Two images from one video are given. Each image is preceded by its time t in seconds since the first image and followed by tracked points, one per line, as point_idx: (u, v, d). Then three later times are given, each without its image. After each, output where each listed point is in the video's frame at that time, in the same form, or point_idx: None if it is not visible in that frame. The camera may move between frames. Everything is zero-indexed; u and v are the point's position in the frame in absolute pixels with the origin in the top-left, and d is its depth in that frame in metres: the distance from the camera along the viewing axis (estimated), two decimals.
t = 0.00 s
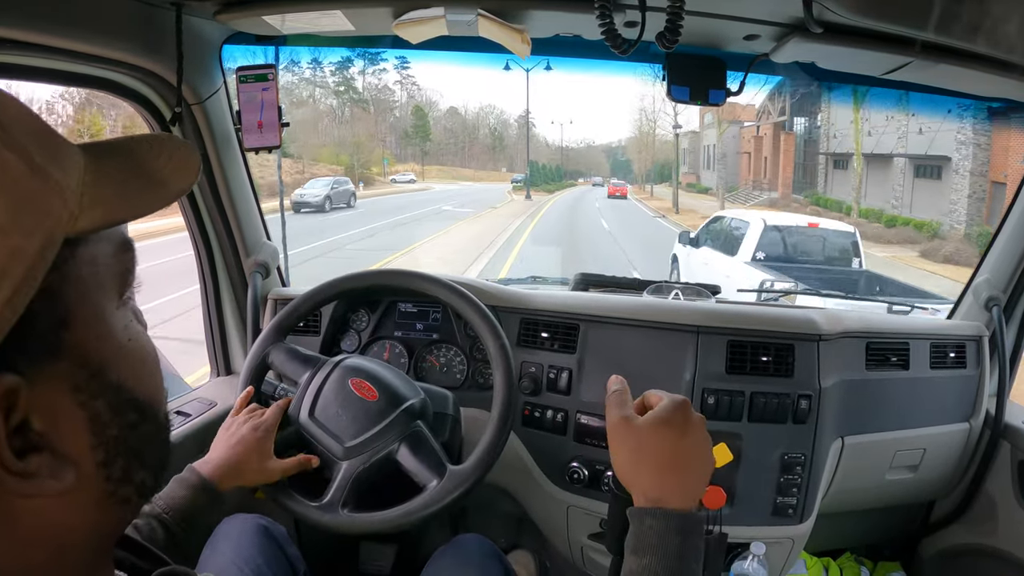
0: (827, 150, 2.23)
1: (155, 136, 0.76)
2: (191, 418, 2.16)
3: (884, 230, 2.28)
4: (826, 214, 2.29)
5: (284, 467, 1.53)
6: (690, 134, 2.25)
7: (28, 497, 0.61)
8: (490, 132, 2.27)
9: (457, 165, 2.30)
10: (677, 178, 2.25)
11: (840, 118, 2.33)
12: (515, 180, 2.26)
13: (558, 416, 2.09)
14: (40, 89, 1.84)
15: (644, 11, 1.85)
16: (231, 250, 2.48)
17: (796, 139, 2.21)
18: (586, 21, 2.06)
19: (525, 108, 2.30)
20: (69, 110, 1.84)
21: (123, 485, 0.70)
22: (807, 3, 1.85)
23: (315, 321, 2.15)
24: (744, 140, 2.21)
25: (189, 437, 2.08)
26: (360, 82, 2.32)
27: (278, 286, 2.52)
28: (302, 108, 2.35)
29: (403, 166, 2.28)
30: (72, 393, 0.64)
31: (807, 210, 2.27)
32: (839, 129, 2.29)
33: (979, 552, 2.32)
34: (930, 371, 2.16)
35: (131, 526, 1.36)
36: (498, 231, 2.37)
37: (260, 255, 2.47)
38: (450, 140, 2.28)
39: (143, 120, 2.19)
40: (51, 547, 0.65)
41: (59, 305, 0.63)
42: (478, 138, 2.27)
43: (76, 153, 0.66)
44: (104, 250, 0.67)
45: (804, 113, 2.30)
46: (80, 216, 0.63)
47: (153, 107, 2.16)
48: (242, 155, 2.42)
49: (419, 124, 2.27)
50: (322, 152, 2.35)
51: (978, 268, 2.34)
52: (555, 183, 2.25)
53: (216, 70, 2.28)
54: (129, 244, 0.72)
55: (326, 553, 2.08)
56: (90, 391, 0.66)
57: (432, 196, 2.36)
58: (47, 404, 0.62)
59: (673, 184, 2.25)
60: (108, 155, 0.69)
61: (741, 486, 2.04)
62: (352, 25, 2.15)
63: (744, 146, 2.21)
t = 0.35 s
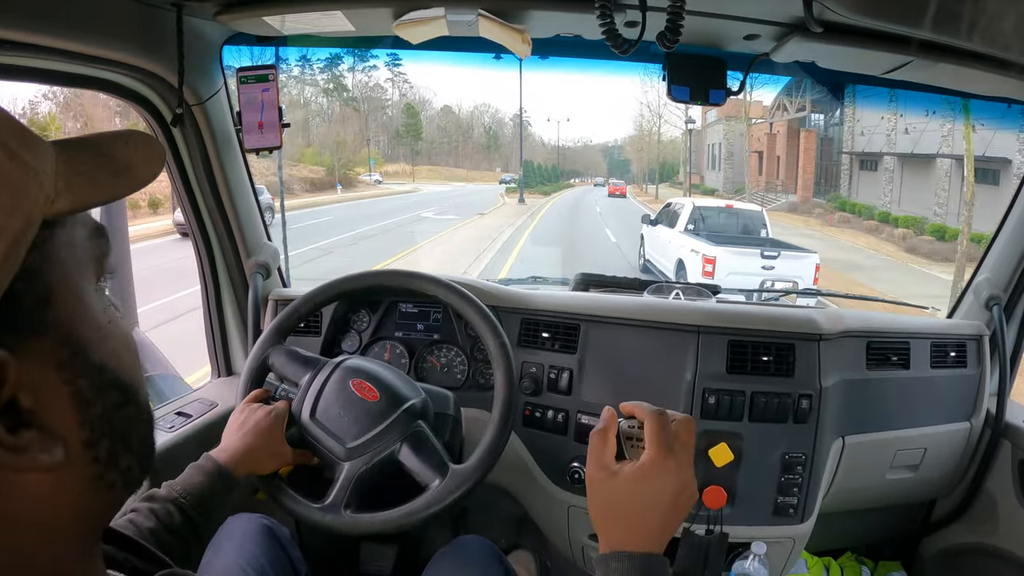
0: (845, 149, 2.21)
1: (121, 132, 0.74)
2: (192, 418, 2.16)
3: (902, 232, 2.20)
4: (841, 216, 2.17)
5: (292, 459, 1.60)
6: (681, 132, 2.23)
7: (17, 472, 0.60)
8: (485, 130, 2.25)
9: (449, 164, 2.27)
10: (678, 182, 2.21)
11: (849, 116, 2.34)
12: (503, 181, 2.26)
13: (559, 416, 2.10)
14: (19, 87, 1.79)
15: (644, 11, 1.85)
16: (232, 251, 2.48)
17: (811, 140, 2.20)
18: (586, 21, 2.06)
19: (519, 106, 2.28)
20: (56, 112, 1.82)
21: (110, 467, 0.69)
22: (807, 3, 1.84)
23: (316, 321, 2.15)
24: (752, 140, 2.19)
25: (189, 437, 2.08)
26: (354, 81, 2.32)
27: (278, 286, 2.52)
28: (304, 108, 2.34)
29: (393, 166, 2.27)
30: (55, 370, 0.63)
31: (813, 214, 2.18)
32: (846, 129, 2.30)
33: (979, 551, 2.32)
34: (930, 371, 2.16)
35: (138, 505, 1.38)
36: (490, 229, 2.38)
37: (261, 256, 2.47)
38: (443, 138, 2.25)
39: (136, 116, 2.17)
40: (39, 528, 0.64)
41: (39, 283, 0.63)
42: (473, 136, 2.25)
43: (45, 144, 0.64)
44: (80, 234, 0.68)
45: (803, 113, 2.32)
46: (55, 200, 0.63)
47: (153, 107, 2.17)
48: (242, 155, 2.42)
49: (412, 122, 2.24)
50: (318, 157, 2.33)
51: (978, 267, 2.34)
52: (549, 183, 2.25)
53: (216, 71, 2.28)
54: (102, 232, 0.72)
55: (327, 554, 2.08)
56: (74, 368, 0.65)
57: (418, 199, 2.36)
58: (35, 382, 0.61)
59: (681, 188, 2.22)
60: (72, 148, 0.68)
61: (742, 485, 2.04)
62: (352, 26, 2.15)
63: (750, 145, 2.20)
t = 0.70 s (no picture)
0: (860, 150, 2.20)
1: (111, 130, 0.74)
2: (192, 418, 2.16)
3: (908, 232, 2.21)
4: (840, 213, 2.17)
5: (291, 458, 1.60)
6: (683, 133, 2.22)
7: (19, 462, 0.60)
8: (479, 130, 2.19)
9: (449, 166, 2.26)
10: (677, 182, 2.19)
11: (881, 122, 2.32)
12: (490, 181, 2.22)
13: (559, 417, 2.10)
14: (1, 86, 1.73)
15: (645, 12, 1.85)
16: (232, 251, 2.49)
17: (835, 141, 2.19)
18: (587, 22, 2.05)
19: (512, 105, 2.22)
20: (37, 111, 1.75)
21: (106, 462, 0.68)
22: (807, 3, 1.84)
23: (315, 321, 2.16)
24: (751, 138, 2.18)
25: (189, 436, 2.09)
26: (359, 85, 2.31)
27: (278, 287, 2.52)
28: (304, 108, 2.33)
29: (382, 167, 2.26)
30: (53, 365, 0.64)
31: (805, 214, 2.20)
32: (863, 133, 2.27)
33: (979, 553, 2.32)
34: (930, 372, 2.16)
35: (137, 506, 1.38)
36: (485, 230, 2.33)
37: (261, 256, 2.47)
38: (436, 137, 2.23)
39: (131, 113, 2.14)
40: (38, 520, 0.64)
41: (38, 279, 0.63)
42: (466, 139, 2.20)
43: (39, 147, 0.64)
44: (75, 234, 0.68)
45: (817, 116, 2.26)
46: (51, 200, 0.63)
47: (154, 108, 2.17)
48: (242, 156, 2.43)
49: (402, 119, 2.25)
50: (319, 156, 2.34)
51: (978, 268, 2.34)
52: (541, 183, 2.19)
53: (216, 71, 2.29)
54: (96, 233, 0.72)
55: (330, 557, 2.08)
56: (71, 363, 0.65)
57: (403, 202, 2.36)
58: (34, 375, 0.62)
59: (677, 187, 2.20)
60: (65, 151, 0.67)
61: (742, 486, 2.03)
62: (353, 26, 2.15)
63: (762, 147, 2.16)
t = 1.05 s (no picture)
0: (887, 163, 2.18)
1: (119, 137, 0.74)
2: (190, 418, 2.16)
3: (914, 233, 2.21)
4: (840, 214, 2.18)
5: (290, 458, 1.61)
6: (686, 134, 2.25)
7: (18, 460, 0.60)
8: (473, 129, 2.19)
9: (432, 162, 2.24)
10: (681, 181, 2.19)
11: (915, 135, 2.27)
12: (474, 181, 2.23)
13: (557, 417, 2.10)
14: None
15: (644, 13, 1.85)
16: (231, 250, 2.49)
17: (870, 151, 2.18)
18: (587, 23, 2.05)
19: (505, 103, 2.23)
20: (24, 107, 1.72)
21: (106, 463, 0.68)
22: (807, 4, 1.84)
23: (315, 321, 2.16)
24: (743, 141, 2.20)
25: (189, 435, 2.09)
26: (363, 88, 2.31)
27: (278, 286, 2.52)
28: (305, 108, 2.32)
29: (369, 166, 2.24)
30: (57, 365, 0.64)
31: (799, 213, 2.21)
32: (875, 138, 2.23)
33: (977, 554, 2.32)
34: (929, 373, 2.16)
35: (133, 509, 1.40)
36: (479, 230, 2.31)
37: (260, 255, 2.47)
38: (428, 137, 2.23)
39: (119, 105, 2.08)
40: (35, 518, 0.64)
41: (44, 280, 0.64)
42: (461, 135, 2.20)
43: (49, 151, 0.64)
44: (82, 238, 0.68)
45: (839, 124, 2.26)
46: (58, 203, 0.63)
47: (153, 107, 2.17)
48: (242, 156, 2.43)
49: (391, 116, 2.25)
50: (310, 155, 2.31)
51: (977, 270, 2.34)
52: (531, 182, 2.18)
53: (216, 71, 2.29)
54: (103, 236, 0.72)
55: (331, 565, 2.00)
56: (74, 363, 0.65)
57: (384, 205, 2.32)
58: (35, 376, 0.62)
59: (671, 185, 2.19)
60: (76, 155, 0.67)
61: (741, 487, 2.03)
62: (353, 26, 2.15)
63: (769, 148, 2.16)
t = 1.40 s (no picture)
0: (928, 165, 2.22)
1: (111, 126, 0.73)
2: (190, 418, 2.16)
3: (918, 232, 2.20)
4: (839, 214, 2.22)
5: (290, 458, 1.61)
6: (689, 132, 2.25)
7: (13, 465, 0.61)
8: (467, 127, 2.19)
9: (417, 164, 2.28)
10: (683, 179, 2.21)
11: (963, 136, 2.27)
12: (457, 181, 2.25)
13: (557, 417, 2.10)
14: None
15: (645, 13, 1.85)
16: (231, 250, 2.49)
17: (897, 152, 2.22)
18: (587, 23, 2.05)
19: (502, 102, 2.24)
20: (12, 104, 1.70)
21: (103, 464, 0.68)
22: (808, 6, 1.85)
23: (314, 321, 2.16)
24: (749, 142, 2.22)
25: (188, 435, 2.08)
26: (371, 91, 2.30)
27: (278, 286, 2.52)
28: (305, 107, 2.33)
29: (356, 167, 2.28)
30: (48, 366, 0.64)
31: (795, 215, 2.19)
32: (880, 140, 2.25)
33: (976, 555, 2.32)
34: (929, 375, 2.16)
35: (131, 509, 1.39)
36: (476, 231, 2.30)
37: (260, 255, 2.47)
38: (420, 135, 2.25)
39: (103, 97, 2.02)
40: (30, 522, 0.64)
41: (34, 280, 0.63)
42: (455, 133, 2.20)
43: (41, 143, 0.63)
44: (73, 234, 0.68)
45: (866, 129, 2.29)
46: (48, 198, 0.63)
47: (152, 106, 2.17)
48: (242, 156, 2.43)
49: (381, 115, 2.26)
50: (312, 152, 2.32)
51: (977, 272, 2.34)
52: (523, 183, 2.19)
53: (216, 70, 2.29)
54: (97, 232, 0.72)
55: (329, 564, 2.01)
56: (67, 364, 0.65)
57: (370, 207, 2.34)
58: (26, 376, 0.62)
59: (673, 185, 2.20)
60: (69, 145, 0.67)
61: (740, 488, 2.04)
62: (353, 26, 2.15)
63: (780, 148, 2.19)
